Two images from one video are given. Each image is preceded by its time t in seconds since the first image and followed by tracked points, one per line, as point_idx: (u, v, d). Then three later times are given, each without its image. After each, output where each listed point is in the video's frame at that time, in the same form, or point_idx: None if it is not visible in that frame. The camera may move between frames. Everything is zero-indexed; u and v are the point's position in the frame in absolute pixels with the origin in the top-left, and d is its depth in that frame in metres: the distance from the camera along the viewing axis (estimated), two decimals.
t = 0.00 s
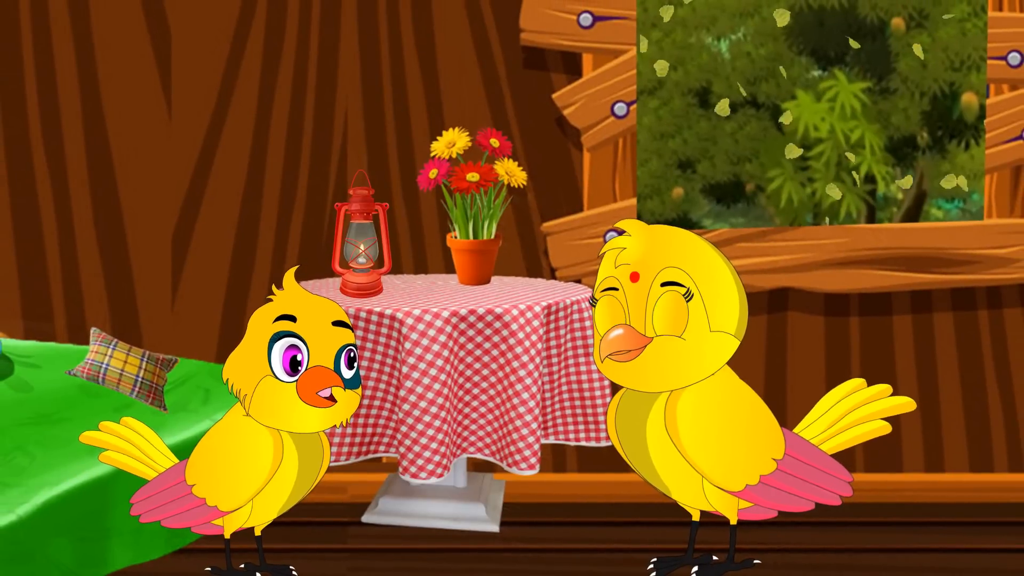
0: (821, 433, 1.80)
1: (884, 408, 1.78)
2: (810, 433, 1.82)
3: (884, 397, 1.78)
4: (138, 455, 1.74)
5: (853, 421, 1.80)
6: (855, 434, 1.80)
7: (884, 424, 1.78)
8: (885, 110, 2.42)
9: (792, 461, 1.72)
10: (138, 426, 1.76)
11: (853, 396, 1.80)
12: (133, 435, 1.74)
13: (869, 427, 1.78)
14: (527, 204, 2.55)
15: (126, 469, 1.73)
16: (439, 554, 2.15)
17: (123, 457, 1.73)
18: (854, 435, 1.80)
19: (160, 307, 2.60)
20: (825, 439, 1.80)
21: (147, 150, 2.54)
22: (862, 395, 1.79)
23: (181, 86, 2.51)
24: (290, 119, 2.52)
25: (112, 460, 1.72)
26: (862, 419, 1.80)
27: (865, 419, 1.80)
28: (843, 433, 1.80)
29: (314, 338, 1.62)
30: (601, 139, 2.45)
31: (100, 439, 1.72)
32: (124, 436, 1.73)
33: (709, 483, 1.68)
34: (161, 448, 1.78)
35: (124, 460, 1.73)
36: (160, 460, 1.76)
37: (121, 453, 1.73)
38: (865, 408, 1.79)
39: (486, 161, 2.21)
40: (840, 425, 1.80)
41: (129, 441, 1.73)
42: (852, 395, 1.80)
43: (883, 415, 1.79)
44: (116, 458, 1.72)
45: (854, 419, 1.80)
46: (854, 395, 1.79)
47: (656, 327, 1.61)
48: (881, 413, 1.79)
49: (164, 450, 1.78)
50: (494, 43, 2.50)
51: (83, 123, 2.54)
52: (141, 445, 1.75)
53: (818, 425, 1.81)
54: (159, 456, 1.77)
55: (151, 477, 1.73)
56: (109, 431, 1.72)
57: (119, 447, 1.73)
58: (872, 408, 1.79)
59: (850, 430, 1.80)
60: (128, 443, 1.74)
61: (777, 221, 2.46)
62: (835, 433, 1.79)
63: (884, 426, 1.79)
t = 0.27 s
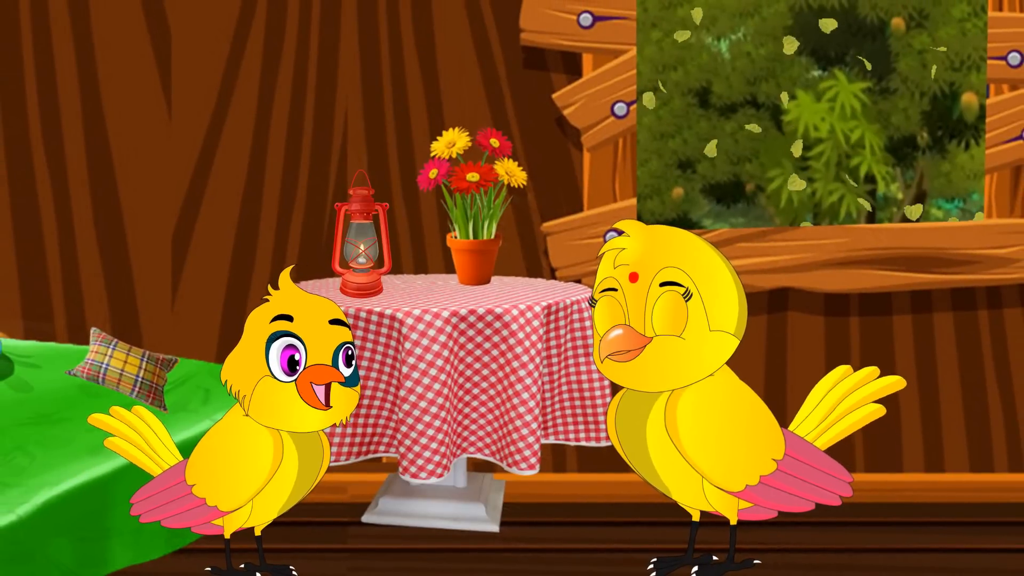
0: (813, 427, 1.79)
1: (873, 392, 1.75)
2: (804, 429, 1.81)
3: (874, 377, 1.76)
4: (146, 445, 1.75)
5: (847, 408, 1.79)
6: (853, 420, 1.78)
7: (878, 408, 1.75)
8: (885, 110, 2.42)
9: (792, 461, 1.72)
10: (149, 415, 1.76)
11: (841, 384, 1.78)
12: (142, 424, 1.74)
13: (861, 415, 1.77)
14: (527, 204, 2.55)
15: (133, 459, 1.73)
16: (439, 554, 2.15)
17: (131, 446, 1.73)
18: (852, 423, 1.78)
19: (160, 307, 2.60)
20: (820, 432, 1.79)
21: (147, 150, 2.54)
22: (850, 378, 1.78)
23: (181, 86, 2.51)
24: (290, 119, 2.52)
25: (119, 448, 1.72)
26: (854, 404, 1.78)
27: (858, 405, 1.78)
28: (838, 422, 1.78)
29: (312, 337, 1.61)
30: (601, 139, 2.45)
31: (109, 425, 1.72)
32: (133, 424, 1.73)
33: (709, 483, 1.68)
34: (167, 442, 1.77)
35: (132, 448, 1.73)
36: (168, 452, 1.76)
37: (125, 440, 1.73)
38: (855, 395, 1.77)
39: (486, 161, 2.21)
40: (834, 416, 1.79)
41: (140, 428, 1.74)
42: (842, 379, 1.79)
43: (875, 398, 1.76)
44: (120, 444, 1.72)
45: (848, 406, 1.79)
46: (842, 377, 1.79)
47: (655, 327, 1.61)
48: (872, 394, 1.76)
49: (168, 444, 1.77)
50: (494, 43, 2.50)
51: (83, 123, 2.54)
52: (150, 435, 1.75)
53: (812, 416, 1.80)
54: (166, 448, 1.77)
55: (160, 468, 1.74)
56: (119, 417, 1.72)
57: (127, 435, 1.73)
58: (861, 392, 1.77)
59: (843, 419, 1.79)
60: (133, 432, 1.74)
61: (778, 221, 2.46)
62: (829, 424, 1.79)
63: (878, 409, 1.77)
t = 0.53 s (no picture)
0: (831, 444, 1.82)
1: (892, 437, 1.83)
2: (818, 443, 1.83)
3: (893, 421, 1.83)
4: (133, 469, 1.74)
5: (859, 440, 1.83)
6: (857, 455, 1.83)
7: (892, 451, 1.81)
8: (885, 110, 2.42)
9: (792, 461, 1.72)
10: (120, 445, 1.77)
11: (870, 419, 1.82)
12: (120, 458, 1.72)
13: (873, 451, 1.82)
14: (527, 205, 2.55)
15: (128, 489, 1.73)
16: (439, 554, 2.15)
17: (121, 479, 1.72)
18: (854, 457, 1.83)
19: (160, 307, 2.60)
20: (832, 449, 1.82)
21: (147, 150, 2.54)
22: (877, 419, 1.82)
23: (181, 86, 2.51)
24: (289, 119, 2.52)
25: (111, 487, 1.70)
26: (869, 439, 1.83)
27: (873, 442, 1.83)
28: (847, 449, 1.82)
29: (309, 337, 1.61)
30: (601, 139, 2.45)
31: (92, 471, 1.68)
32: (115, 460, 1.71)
33: (709, 483, 1.68)
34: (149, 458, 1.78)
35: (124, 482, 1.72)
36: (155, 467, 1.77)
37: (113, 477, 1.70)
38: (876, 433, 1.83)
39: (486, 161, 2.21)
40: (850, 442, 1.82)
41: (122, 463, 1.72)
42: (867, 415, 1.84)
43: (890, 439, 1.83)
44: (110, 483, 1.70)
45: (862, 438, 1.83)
46: (870, 410, 1.84)
47: (655, 327, 1.61)
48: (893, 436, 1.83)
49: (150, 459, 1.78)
50: (494, 43, 2.50)
51: (83, 123, 2.54)
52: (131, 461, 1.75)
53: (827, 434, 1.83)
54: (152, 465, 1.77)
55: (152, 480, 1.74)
56: (96, 460, 1.69)
57: (114, 471, 1.70)
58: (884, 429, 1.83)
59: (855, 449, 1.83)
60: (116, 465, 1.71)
61: (778, 221, 2.46)
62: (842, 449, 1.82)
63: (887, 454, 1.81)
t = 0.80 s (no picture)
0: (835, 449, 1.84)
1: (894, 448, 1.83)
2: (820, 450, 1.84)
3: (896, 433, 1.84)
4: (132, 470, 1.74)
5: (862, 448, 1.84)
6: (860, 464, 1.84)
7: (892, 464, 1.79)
8: (885, 110, 2.42)
9: (792, 462, 1.72)
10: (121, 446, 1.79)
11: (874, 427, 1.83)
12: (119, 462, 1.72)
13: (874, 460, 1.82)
14: (527, 205, 2.55)
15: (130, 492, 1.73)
16: (439, 554, 2.15)
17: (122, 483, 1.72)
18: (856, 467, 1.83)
19: (160, 307, 2.60)
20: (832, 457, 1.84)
21: (147, 150, 2.54)
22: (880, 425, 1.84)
23: (181, 86, 2.51)
24: (289, 120, 2.52)
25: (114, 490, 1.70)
26: (872, 448, 1.83)
27: (875, 451, 1.83)
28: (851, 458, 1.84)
29: (309, 337, 1.61)
30: (602, 139, 2.45)
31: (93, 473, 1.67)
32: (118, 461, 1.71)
33: (709, 483, 1.68)
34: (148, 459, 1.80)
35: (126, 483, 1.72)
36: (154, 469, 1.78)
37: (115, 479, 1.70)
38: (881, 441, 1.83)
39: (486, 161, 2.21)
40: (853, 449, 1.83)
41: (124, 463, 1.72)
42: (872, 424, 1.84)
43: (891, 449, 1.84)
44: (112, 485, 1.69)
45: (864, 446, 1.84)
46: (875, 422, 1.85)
47: (654, 328, 1.61)
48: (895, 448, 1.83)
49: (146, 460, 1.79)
50: (494, 43, 2.50)
51: (83, 123, 2.54)
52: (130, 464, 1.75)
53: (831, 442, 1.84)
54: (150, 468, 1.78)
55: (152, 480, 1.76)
56: (98, 462, 1.69)
57: (115, 472, 1.70)
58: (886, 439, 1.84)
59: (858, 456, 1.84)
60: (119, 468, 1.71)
61: (778, 221, 2.46)
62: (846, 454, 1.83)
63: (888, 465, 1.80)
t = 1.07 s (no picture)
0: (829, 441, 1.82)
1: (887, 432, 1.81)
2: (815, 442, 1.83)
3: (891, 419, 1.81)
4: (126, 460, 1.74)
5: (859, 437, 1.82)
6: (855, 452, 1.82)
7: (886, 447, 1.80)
8: (885, 110, 2.42)
9: (792, 462, 1.72)
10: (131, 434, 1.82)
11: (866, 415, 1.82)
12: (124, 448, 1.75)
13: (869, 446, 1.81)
14: (527, 204, 2.55)
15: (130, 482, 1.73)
16: (439, 554, 2.15)
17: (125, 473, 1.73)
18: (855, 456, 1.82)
19: (160, 307, 2.60)
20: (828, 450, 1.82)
21: (147, 150, 2.54)
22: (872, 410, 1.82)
23: (181, 86, 2.51)
24: (289, 120, 2.52)
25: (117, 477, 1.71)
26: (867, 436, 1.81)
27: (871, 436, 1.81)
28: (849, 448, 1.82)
29: (309, 338, 1.61)
30: (602, 139, 2.45)
31: (95, 457, 1.71)
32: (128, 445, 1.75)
33: (709, 484, 1.68)
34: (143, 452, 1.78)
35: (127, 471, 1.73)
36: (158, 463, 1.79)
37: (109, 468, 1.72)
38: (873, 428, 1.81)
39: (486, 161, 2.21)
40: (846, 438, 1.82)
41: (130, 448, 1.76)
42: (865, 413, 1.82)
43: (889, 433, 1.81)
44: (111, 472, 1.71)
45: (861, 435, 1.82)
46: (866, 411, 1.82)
47: (654, 328, 1.61)
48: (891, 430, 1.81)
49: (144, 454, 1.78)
50: (494, 43, 2.50)
51: (83, 123, 2.54)
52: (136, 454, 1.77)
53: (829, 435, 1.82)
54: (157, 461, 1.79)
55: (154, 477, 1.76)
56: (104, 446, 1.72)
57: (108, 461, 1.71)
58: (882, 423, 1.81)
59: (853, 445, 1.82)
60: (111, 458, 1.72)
61: (778, 221, 2.46)
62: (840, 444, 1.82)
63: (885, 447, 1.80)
